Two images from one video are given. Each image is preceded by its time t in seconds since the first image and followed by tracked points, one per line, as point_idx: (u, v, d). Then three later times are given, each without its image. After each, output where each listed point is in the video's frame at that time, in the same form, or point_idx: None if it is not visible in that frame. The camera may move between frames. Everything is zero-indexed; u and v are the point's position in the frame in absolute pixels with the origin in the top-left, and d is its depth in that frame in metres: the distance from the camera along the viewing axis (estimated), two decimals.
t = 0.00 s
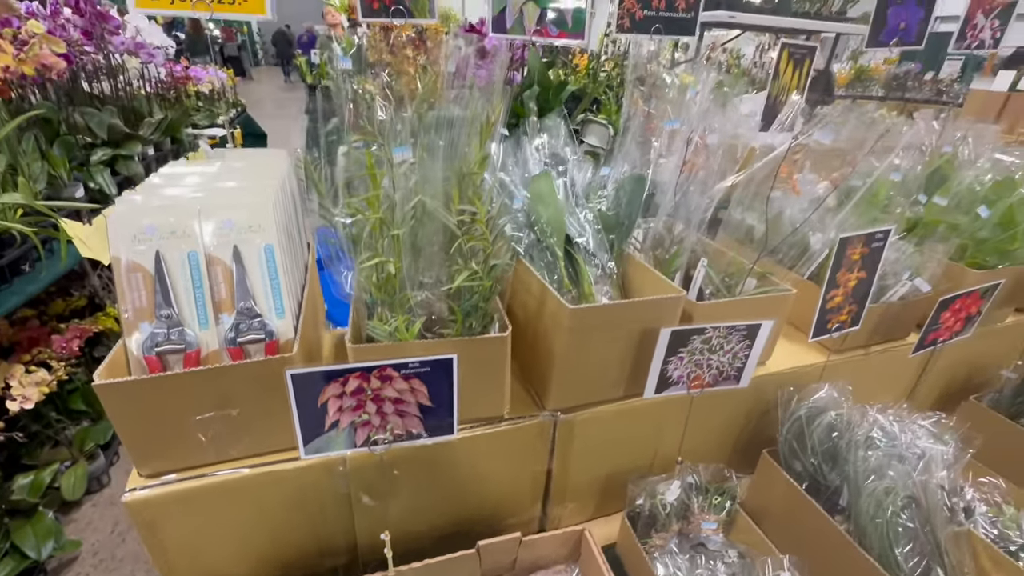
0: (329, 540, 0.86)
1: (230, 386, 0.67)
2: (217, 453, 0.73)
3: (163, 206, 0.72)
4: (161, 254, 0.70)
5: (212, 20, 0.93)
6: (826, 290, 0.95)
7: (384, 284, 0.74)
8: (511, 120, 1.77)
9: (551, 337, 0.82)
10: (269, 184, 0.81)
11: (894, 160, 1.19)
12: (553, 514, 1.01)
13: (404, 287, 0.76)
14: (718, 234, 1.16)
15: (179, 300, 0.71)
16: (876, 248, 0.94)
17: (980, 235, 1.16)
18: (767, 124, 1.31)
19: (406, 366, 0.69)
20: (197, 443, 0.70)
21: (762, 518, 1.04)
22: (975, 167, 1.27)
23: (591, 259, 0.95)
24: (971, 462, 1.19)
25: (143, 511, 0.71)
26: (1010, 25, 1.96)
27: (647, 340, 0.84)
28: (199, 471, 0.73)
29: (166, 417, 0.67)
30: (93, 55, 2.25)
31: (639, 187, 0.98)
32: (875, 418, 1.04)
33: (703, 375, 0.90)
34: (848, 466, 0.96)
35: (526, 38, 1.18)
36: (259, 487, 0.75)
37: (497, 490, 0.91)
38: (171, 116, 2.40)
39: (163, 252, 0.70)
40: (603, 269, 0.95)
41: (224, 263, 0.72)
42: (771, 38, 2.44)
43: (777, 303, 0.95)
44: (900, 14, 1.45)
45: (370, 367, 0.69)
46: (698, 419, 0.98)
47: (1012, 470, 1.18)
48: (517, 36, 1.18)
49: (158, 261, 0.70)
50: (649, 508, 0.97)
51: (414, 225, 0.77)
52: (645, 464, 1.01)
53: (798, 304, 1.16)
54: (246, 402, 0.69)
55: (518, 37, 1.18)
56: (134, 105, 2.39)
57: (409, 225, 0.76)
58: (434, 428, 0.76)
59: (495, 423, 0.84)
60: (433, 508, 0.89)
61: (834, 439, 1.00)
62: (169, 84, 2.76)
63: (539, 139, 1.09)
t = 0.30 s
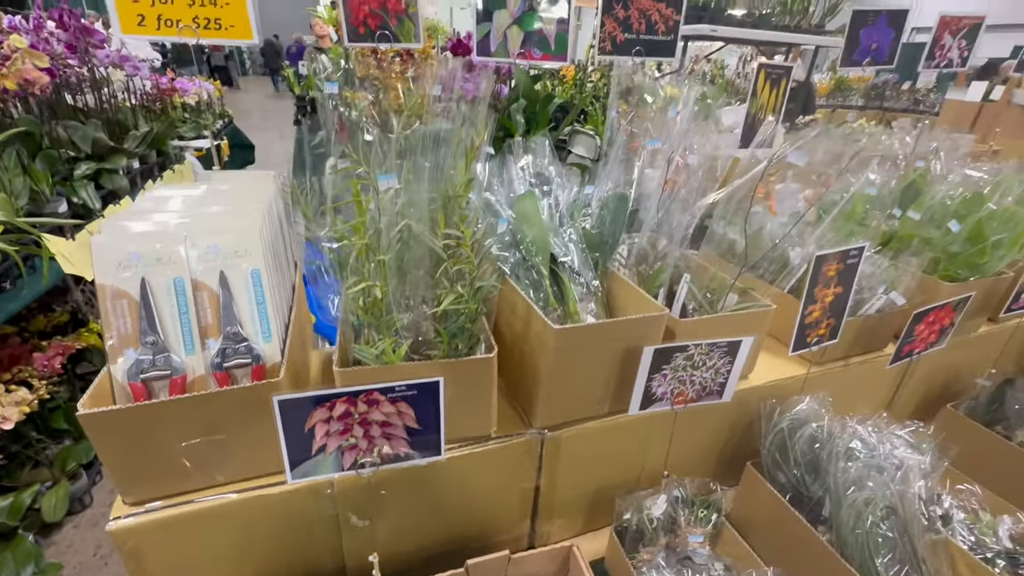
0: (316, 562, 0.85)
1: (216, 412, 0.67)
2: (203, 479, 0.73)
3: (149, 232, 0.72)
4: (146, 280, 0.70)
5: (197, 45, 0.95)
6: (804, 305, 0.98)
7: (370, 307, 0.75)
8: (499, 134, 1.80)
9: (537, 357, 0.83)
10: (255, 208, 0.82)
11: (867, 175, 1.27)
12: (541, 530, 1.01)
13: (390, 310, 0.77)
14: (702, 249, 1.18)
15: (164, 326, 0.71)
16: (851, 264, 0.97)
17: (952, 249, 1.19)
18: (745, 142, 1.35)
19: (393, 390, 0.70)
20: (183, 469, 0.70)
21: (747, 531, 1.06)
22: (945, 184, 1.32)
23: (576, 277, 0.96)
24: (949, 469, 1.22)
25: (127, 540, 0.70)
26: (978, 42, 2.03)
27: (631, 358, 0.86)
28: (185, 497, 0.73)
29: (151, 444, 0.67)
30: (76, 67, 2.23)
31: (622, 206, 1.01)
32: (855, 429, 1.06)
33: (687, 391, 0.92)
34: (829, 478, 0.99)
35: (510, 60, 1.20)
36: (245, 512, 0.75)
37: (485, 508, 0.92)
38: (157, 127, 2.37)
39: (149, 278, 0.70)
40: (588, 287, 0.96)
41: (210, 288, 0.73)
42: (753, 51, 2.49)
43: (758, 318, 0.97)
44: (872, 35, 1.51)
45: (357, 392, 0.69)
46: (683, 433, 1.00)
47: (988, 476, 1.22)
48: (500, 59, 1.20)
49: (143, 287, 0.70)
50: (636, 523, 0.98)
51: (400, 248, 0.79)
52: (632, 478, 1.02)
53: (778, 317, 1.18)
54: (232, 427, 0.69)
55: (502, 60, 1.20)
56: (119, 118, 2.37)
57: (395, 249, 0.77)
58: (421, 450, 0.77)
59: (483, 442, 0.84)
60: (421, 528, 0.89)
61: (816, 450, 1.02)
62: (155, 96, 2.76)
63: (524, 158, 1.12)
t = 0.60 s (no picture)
0: None
1: (203, 437, 0.68)
2: (190, 504, 0.72)
3: (135, 256, 0.72)
4: (132, 306, 0.70)
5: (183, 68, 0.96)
6: (786, 319, 1.00)
7: (358, 329, 0.76)
8: (488, 146, 1.83)
9: (524, 375, 0.84)
10: (242, 230, 0.82)
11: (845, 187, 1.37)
12: (531, 546, 1.02)
13: (377, 331, 0.77)
14: (686, 262, 1.20)
15: (150, 351, 0.71)
16: (830, 279, 1.00)
17: (929, 261, 1.22)
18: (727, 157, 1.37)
19: (380, 412, 0.71)
20: (169, 495, 0.70)
21: (735, 543, 1.07)
22: (920, 197, 1.36)
23: (563, 294, 0.97)
24: (932, 476, 1.24)
25: (112, 567, 0.70)
26: (952, 56, 2.10)
27: (617, 374, 0.87)
28: (171, 523, 0.72)
29: (137, 471, 0.67)
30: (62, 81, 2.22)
31: (607, 222, 1.02)
32: (838, 439, 1.08)
33: (672, 406, 0.93)
34: (813, 489, 1.00)
35: (496, 81, 1.22)
36: (232, 535, 0.75)
37: (474, 526, 0.92)
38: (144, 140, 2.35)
39: (135, 304, 0.70)
40: (574, 303, 0.97)
41: (197, 312, 0.73)
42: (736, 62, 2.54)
43: (741, 333, 0.98)
44: (847, 53, 1.55)
45: (344, 416, 0.69)
46: (670, 446, 1.01)
47: (969, 483, 1.24)
48: (486, 80, 1.22)
49: (129, 313, 0.70)
50: (625, 538, 0.99)
51: (386, 270, 0.79)
52: (620, 492, 1.03)
53: (761, 328, 1.20)
54: (220, 451, 0.70)
55: (488, 81, 1.22)
56: (106, 131, 2.35)
57: (382, 271, 0.78)
58: (410, 470, 0.77)
59: (471, 460, 0.85)
60: (410, 547, 0.89)
61: (800, 460, 1.03)
62: (143, 107, 2.78)
63: (510, 177, 1.13)
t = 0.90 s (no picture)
0: None
1: (192, 461, 0.68)
2: (178, 528, 0.72)
3: (123, 281, 0.72)
4: (120, 330, 0.70)
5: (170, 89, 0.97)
6: (769, 332, 1.02)
7: (347, 351, 0.77)
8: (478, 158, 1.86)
9: (512, 392, 0.85)
10: (231, 252, 0.83)
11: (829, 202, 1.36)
12: (523, 560, 1.02)
13: (365, 352, 0.78)
14: (673, 275, 1.22)
15: (138, 375, 0.71)
16: (811, 292, 1.02)
17: (908, 272, 1.25)
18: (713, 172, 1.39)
19: (369, 433, 0.71)
20: (157, 519, 0.70)
21: (724, 554, 1.08)
22: (898, 210, 1.39)
23: (551, 311, 0.98)
24: (916, 483, 1.27)
25: None
26: (927, 70, 2.16)
27: (605, 389, 0.88)
28: (159, 548, 0.72)
29: (126, 495, 0.67)
30: (48, 94, 2.20)
31: (594, 238, 1.04)
32: (823, 449, 1.10)
33: (659, 419, 0.94)
34: (799, 499, 1.02)
35: (484, 100, 1.24)
36: (222, 559, 0.74)
37: (465, 542, 0.92)
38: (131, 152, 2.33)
39: (122, 328, 0.70)
40: (562, 319, 0.98)
41: (185, 335, 0.73)
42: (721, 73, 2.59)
43: (726, 346, 1.00)
44: (826, 69, 1.60)
45: (333, 438, 0.70)
46: (658, 459, 1.02)
47: (951, 489, 1.27)
48: (474, 99, 1.23)
49: (117, 337, 0.70)
50: (615, 551, 1.00)
51: (374, 291, 0.80)
52: (610, 505, 1.04)
53: (746, 339, 1.21)
54: (209, 474, 0.70)
55: (475, 100, 1.24)
56: (93, 143, 2.32)
57: (370, 292, 0.79)
58: (400, 490, 0.78)
59: (461, 477, 0.85)
60: (401, 565, 0.89)
61: (786, 470, 1.05)
62: (130, 119, 2.77)
63: (497, 194, 1.15)
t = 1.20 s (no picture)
0: None
1: (183, 478, 0.68)
2: (170, 544, 0.73)
3: (114, 298, 0.73)
4: (111, 348, 0.71)
5: (160, 106, 0.98)
6: (755, 340, 1.04)
7: (338, 366, 0.77)
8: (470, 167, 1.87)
9: (502, 403, 0.86)
10: (222, 268, 0.83)
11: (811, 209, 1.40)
12: (515, 569, 1.03)
13: (356, 366, 0.78)
14: (661, 283, 1.24)
15: (129, 393, 0.71)
16: (795, 300, 1.04)
17: (889, 278, 1.28)
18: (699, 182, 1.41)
19: (360, 447, 0.72)
20: (148, 536, 0.71)
21: (714, 559, 1.09)
22: (880, 217, 1.42)
23: (541, 322, 0.99)
24: (901, 485, 1.29)
25: None
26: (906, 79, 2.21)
27: (594, 399, 0.90)
28: (150, 565, 0.72)
29: (117, 513, 0.67)
30: (36, 105, 2.19)
31: (581, 250, 1.05)
32: (810, 453, 1.12)
33: (648, 427, 0.96)
34: (786, 504, 1.03)
35: (473, 114, 1.26)
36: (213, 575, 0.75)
37: (457, 553, 0.93)
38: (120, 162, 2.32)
39: (114, 346, 0.71)
40: (552, 330, 0.99)
41: (176, 352, 0.74)
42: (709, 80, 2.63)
43: (713, 354, 1.01)
44: (807, 81, 1.64)
45: (324, 452, 0.71)
46: (648, 466, 1.04)
47: (936, 491, 1.29)
48: (463, 113, 1.25)
49: (108, 355, 0.70)
50: (607, 559, 1.01)
51: (364, 305, 0.81)
52: (602, 513, 1.05)
53: (733, 346, 1.23)
54: (200, 491, 0.70)
55: (464, 114, 1.25)
56: (81, 154, 2.31)
57: (360, 306, 0.80)
58: (391, 503, 0.78)
59: (453, 488, 0.86)
60: None
61: (774, 475, 1.07)
62: (120, 129, 2.76)
63: (487, 206, 1.17)
